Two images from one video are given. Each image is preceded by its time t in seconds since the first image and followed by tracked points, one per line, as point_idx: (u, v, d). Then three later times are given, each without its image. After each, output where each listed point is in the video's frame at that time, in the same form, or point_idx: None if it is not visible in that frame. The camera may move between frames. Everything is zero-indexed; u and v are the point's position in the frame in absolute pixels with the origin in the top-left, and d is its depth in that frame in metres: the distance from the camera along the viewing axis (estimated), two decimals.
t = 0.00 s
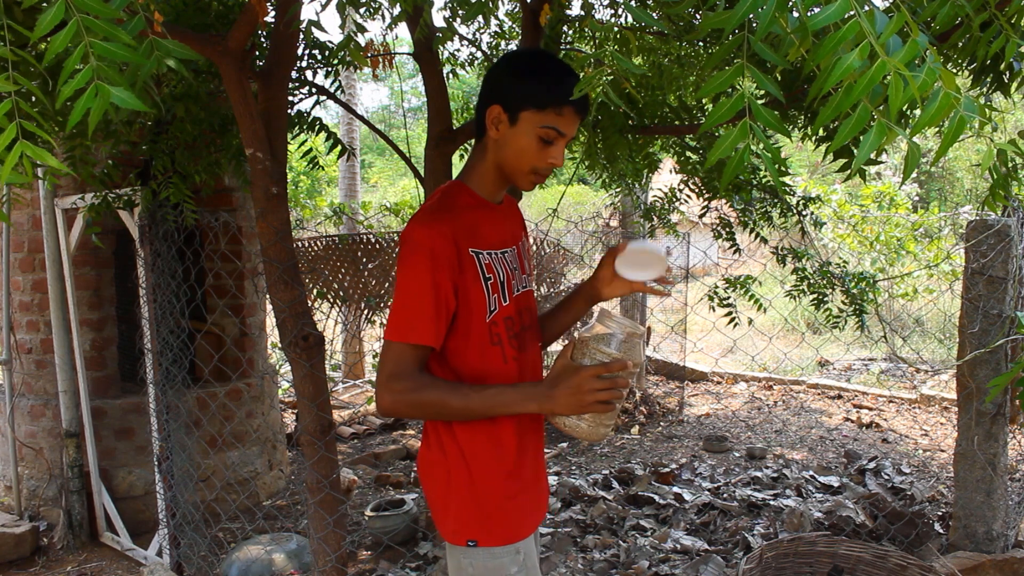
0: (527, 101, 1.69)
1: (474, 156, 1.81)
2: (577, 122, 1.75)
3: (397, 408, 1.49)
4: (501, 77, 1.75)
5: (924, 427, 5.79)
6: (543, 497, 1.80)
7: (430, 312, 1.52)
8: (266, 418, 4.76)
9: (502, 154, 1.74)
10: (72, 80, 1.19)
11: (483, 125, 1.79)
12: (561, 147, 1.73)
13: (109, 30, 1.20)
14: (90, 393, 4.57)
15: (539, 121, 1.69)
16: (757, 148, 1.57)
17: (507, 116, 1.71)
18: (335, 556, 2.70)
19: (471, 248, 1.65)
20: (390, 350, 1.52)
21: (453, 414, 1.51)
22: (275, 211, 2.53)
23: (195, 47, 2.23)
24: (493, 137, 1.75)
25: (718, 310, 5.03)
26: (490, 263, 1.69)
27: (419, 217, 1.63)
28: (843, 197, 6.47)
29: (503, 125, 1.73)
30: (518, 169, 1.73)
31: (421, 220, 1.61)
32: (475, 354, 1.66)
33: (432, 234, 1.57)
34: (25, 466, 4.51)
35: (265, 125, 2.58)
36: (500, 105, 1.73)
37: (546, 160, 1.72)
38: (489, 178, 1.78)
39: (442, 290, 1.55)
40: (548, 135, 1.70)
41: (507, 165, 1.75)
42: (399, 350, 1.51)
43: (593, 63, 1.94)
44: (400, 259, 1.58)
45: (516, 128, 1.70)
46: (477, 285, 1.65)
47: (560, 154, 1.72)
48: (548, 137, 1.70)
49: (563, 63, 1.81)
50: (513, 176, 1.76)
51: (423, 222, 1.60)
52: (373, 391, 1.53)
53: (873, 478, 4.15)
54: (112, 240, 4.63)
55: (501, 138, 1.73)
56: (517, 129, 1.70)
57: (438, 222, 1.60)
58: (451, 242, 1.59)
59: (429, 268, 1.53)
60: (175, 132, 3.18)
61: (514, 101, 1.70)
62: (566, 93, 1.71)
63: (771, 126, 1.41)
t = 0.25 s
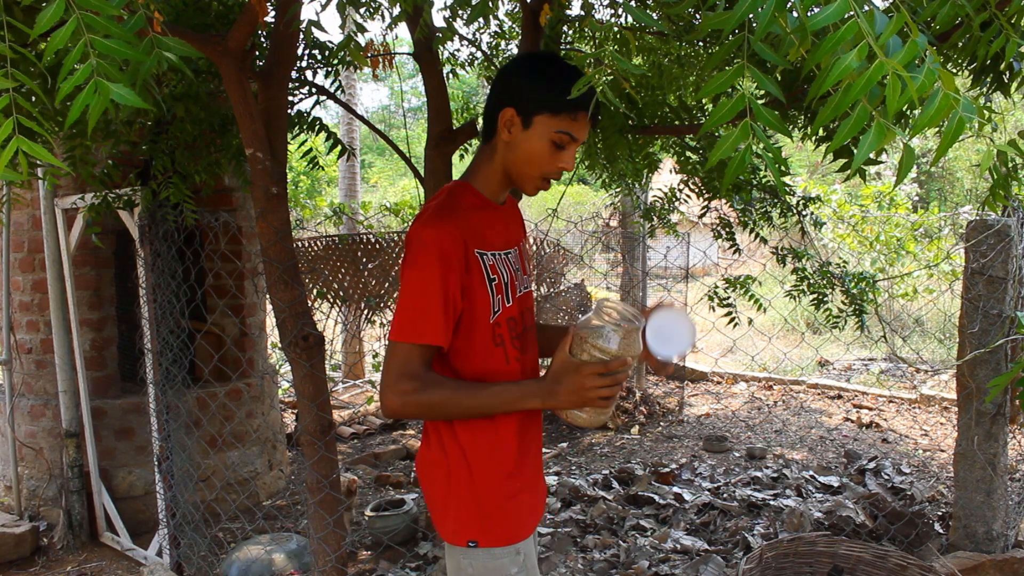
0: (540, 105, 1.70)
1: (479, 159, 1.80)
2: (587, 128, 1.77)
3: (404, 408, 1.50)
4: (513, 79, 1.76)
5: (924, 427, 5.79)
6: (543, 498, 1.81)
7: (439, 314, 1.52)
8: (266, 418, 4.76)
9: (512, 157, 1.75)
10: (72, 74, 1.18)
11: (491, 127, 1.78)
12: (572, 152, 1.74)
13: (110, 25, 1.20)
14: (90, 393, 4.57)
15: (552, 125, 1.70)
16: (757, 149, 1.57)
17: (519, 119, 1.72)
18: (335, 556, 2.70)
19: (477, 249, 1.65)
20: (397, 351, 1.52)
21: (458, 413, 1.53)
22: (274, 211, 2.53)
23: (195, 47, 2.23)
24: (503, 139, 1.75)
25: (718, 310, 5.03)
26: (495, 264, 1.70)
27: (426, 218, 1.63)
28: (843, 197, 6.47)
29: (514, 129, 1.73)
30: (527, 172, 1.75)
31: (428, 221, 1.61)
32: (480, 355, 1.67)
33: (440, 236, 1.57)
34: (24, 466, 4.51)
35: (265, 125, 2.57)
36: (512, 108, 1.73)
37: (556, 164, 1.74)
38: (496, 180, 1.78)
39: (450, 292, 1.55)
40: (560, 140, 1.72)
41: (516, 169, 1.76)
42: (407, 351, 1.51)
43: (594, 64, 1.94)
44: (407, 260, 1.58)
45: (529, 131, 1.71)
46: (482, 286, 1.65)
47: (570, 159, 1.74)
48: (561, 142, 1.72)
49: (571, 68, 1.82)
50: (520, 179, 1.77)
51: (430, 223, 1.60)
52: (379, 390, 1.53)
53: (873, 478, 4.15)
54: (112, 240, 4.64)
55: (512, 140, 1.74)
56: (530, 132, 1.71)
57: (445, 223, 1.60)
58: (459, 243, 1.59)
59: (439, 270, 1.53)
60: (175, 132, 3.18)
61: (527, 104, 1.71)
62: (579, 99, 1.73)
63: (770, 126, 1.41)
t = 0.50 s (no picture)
0: (551, 110, 1.70)
1: (484, 158, 1.80)
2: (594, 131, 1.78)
3: (407, 402, 1.50)
4: (522, 81, 1.75)
5: (924, 427, 5.79)
6: (545, 497, 1.80)
7: (442, 308, 1.52)
8: (266, 418, 4.76)
9: (519, 159, 1.75)
10: (58, 71, 1.18)
11: (497, 127, 1.77)
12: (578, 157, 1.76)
13: (99, 23, 1.19)
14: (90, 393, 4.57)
15: (560, 130, 1.70)
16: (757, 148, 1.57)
17: (528, 122, 1.71)
18: (335, 556, 2.70)
19: (481, 245, 1.65)
20: (400, 346, 1.52)
21: (459, 403, 1.54)
22: (274, 211, 2.53)
23: (194, 47, 2.23)
24: (510, 141, 1.74)
25: (718, 310, 5.02)
26: (499, 261, 1.70)
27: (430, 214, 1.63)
28: (843, 197, 6.47)
29: (523, 132, 1.72)
30: (535, 174, 1.75)
31: (432, 217, 1.60)
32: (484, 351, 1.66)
33: (443, 231, 1.57)
34: (24, 466, 4.51)
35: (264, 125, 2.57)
36: (521, 110, 1.72)
37: (562, 168, 1.75)
38: (501, 180, 1.78)
39: (454, 289, 1.56)
40: (569, 145, 1.72)
41: (523, 171, 1.76)
42: (411, 346, 1.51)
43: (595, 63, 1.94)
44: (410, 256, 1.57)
45: (539, 135, 1.71)
46: (485, 282, 1.65)
47: (576, 164, 1.75)
48: (569, 147, 1.72)
49: (578, 68, 1.82)
50: (526, 180, 1.78)
51: (434, 219, 1.60)
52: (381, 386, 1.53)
53: (873, 478, 4.15)
54: (112, 240, 4.64)
55: (520, 143, 1.73)
56: (540, 136, 1.71)
57: (449, 218, 1.60)
58: (461, 239, 1.59)
59: (442, 265, 1.53)
60: (175, 132, 3.18)
61: (536, 108, 1.70)
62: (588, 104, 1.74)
63: (770, 126, 1.41)
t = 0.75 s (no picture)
0: (557, 114, 1.70)
1: (486, 159, 1.79)
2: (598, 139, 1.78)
3: (397, 385, 1.48)
4: (529, 85, 1.76)
5: (924, 427, 5.79)
6: (552, 495, 1.81)
7: (438, 295, 1.53)
8: (266, 418, 4.77)
9: (523, 161, 1.74)
10: (46, 70, 1.18)
11: (502, 129, 1.77)
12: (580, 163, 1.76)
13: (89, 23, 1.19)
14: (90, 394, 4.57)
15: (564, 135, 1.70)
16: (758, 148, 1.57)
17: (534, 126, 1.71)
18: (335, 556, 2.70)
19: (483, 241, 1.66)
20: (393, 333, 1.52)
21: (453, 374, 1.50)
22: (275, 211, 2.53)
23: (194, 47, 2.23)
24: (514, 143, 1.74)
25: (718, 310, 5.02)
26: (502, 258, 1.70)
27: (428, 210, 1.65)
28: (843, 197, 6.47)
29: (528, 134, 1.72)
30: (538, 178, 1.75)
31: (431, 211, 1.63)
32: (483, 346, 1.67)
33: (440, 225, 1.59)
34: (24, 466, 4.51)
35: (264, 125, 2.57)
36: (528, 113, 1.72)
37: (563, 173, 1.75)
38: (501, 181, 1.78)
39: (451, 279, 1.56)
40: (573, 150, 1.72)
41: (525, 174, 1.76)
42: (403, 330, 1.51)
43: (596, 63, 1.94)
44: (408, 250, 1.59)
45: (547, 138, 1.71)
46: (483, 278, 1.64)
47: (578, 170, 1.75)
48: (572, 153, 1.72)
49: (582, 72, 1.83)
50: (527, 183, 1.78)
51: (433, 214, 1.62)
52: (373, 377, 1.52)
53: (873, 478, 4.15)
54: (112, 240, 4.64)
55: (525, 145, 1.73)
56: (546, 140, 1.71)
57: (446, 212, 1.63)
58: (459, 232, 1.61)
59: (439, 255, 1.55)
60: (175, 132, 3.18)
61: (542, 113, 1.70)
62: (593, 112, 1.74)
63: (771, 126, 1.41)
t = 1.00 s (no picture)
0: (542, 112, 1.69)
1: (478, 158, 1.80)
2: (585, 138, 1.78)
3: (460, 349, 1.46)
4: (519, 82, 1.75)
5: (924, 427, 5.79)
6: (545, 492, 1.80)
7: (450, 264, 1.56)
8: (266, 418, 4.77)
9: (510, 158, 1.75)
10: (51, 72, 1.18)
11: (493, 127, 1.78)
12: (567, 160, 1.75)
13: (94, 24, 1.19)
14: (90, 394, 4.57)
15: (549, 132, 1.70)
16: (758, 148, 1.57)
17: (520, 124, 1.71)
18: (335, 556, 2.69)
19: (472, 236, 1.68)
20: (425, 309, 1.54)
21: (500, 321, 1.49)
22: (275, 211, 2.53)
23: (195, 47, 2.23)
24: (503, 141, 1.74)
25: (718, 310, 5.02)
26: (491, 255, 1.71)
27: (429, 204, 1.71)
28: (844, 197, 6.47)
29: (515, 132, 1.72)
30: (525, 177, 1.75)
31: (428, 204, 1.69)
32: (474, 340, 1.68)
33: (433, 211, 1.65)
34: (24, 466, 4.51)
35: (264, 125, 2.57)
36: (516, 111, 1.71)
37: (550, 171, 1.75)
38: (492, 179, 1.79)
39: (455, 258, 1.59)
40: (558, 148, 1.72)
41: (513, 172, 1.76)
42: (431, 302, 1.53)
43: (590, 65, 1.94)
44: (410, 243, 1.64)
45: (532, 137, 1.70)
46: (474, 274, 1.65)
47: (565, 167, 1.75)
48: (558, 150, 1.72)
49: (572, 73, 1.83)
50: (516, 181, 1.77)
51: (428, 207, 1.67)
52: (431, 360, 1.49)
53: (873, 478, 4.15)
54: (112, 240, 4.64)
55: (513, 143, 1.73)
56: (530, 138, 1.70)
57: (441, 202, 1.69)
58: (455, 220, 1.66)
59: (441, 233, 1.61)
60: (175, 132, 3.18)
61: (529, 110, 1.70)
62: (580, 110, 1.73)
63: (770, 126, 1.41)
